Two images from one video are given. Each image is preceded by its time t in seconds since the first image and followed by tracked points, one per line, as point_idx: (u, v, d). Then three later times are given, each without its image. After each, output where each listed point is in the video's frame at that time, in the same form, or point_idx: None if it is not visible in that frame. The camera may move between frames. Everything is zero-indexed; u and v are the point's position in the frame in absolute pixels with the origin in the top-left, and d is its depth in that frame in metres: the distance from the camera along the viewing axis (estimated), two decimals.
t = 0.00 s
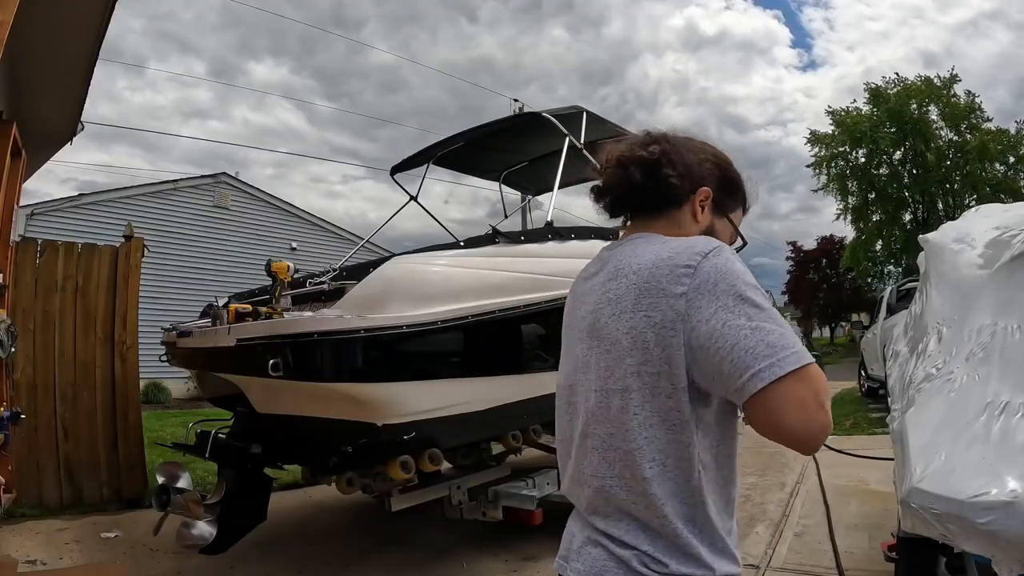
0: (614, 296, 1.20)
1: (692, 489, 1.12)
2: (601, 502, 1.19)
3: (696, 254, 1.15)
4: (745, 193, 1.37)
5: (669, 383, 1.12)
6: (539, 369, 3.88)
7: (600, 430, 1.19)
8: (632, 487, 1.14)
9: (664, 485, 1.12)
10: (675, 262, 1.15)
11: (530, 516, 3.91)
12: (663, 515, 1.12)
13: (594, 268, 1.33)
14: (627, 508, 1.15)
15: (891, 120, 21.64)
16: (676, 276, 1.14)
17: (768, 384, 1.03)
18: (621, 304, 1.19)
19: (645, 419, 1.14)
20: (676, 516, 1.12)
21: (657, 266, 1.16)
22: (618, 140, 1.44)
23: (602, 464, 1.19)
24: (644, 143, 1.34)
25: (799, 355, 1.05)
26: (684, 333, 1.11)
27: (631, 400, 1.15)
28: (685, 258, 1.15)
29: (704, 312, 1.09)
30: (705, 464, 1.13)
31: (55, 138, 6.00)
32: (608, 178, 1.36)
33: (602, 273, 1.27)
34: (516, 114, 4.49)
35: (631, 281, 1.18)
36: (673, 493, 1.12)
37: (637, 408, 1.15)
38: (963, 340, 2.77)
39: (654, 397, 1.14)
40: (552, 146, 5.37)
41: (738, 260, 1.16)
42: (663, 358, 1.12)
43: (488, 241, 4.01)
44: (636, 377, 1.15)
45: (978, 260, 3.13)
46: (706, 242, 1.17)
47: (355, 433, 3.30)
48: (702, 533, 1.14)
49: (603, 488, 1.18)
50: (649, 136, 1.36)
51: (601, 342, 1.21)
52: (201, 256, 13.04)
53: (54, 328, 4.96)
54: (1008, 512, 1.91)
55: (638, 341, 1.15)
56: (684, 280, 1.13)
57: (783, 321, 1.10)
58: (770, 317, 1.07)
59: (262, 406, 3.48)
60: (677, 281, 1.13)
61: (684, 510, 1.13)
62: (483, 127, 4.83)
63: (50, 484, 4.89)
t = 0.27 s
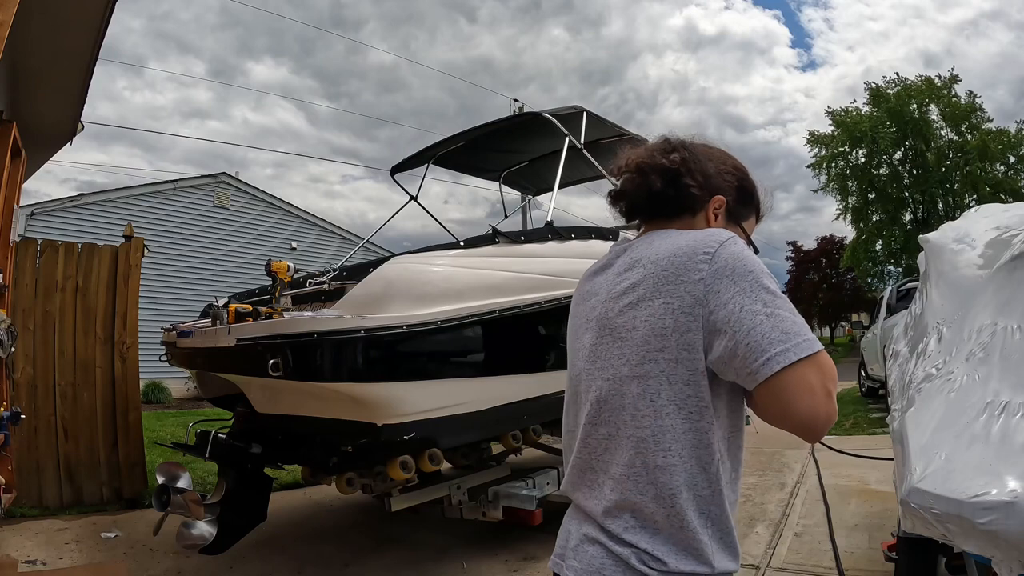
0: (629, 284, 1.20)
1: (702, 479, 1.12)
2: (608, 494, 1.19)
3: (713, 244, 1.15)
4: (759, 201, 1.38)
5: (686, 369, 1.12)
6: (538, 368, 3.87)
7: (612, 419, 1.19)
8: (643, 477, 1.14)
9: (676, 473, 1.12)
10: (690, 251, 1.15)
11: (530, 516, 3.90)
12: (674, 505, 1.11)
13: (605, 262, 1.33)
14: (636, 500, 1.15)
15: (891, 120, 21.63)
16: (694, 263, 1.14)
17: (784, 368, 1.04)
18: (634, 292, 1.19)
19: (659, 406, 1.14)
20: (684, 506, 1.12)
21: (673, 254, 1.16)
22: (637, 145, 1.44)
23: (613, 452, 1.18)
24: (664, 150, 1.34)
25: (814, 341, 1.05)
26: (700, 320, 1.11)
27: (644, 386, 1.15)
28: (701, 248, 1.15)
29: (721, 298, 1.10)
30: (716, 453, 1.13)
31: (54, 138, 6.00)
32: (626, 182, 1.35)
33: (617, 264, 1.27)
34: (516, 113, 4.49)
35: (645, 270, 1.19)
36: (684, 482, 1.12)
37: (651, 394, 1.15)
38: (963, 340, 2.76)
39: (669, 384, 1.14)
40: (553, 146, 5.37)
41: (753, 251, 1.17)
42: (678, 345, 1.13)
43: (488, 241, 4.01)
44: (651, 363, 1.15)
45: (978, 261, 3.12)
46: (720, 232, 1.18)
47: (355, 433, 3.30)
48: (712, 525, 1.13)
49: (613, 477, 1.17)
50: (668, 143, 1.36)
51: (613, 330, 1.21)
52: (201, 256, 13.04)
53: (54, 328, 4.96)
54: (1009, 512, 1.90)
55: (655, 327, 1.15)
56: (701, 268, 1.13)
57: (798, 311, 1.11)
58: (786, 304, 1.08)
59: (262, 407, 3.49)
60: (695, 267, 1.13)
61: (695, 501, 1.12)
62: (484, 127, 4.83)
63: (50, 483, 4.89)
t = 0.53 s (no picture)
0: (627, 287, 1.20)
1: (696, 483, 1.13)
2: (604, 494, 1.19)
3: (712, 254, 1.14)
4: (754, 186, 1.37)
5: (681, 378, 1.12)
6: (538, 368, 3.86)
7: (608, 422, 1.20)
8: (637, 482, 1.15)
9: (669, 479, 1.12)
10: (688, 261, 1.14)
11: (530, 516, 3.90)
12: (668, 509, 1.12)
13: (607, 261, 1.33)
14: (632, 504, 1.15)
15: (892, 120, 21.63)
16: (692, 273, 1.13)
17: (770, 393, 1.04)
18: (631, 298, 1.18)
19: (652, 415, 1.14)
20: (680, 509, 1.12)
21: (672, 262, 1.16)
22: (624, 146, 1.44)
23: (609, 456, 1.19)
24: (650, 148, 1.34)
25: (802, 367, 1.05)
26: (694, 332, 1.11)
27: (638, 394, 1.15)
28: (698, 259, 1.14)
29: (717, 311, 1.09)
30: (711, 458, 1.13)
31: (54, 138, 6.00)
32: (616, 185, 1.35)
33: (618, 266, 1.27)
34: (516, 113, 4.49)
35: (643, 276, 1.18)
36: (678, 487, 1.13)
37: (644, 403, 1.15)
38: (962, 340, 2.76)
39: (665, 391, 1.13)
40: (553, 146, 5.37)
41: (752, 265, 1.15)
42: (672, 355, 1.12)
43: (488, 242, 4.00)
44: (647, 371, 1.14)
45: (978, 261, 3.13)
46: (721, 245, 1.17)
47: (355, 433, 3.30)
48: (705, 530, 1.14)
49: (609, 481, 1.18)
50: (655, 139, 1.36)
51: (610, 334, 1.20)
52: (201, 256, 13.05)
53: (54, 328, 4.96)
54: (1008, 512, 1.90)
55: (651, 335, 1.14)
56: (699, 279, 1.12)
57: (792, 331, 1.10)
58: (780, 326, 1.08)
59: (263, 407, 3.48)
60: (693, 278, 1.13)
61: (690, 505, 1.13)
62: (483, 127, 4.83)
63: (50, 483, 4.89)
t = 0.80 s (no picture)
0: (626, 298, 1.20)
1: (699, 492, 1.13)
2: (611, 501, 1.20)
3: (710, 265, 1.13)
4: (756, 175, 1.36)
5: (680, 391, 1.12)
6: (538, 368, 3.86)
7: (609, 431, 1.21)
8: (638, 492, 1.16)
9: (670, 489, 1.12)
10: (683, 274, 1.14)
11: (530, 516, 3.90)
12: (675, 517, 1.12)
13: (612, 266, 1.33)
14: (637, 512, 1.16)
15: (891, 120, 21.64)
16: (689, 285, 1.12)
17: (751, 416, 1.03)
18: (629, 309, 1.18)
19: (652, 426, 1.14)
20: (686, 519, 1.12)
21: (669, 273, 1.15)
22: (623, 142, 1.44)
23: (611, 466, 1.20)
24: (649, 145, 1.34)
25: (792, 390, 1.02)
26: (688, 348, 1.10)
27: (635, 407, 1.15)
28: (694, 271, 1.13)
29: (711, 327, 1.08)
30: (713, 468, 1.12)
31: (54, 138, 6.00)
32: (615, 183, 1.36)
33: (620, 273, 1.26)
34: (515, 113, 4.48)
35: (641, 288, 1.18)
36: (681, 497, 1.13)
37: (641, 417, 1.15)
38: (962, 340, 2.76)
39: (665, 403, 1.13)
40: (553, 146, 5.37)
41: (750, 276, 1.13)
42: (667, 369, 1.12)
43: (488, 242, 4.00)
44: (645, 383, 1.14)
45: (978, 261, 3.13)
46: (719, 255, 1.15)
47: (355, 433, 3.30)
48: (714, 535, 1.14)
49: (613, 490, 1.19)
50: (653, 136, 1.36)
51: (611, 345, 1.21)
52: (201, 256, 13.05)
53: (54, 328, 4.96)
54: (1008, 512, 1.90)
55: (648, 348, 1.14)
56: (695, 292, 1.12)
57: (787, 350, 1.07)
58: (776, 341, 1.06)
59: (262, 407, 3.48)
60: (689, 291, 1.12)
61: (697, 511, 1.13)
62: (483, 127, 4.83)
63: (50, 483, 4.90)
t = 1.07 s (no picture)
0: (632, 303, 1.20)
1: (709, 499, 1.13)
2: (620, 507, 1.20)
3: (716, 269, 1.13)
4: (768, 173, 1.36)
5: (688, 397, 1.12)
6: (539, 369, 3.85)
7: (619, 436, 1.21)
8: (648, 498, 1.16)
9: (680, 496, 1.12)
10: (691, 277, 1.13)
11: (530, 516, 3.90)
12: (685, 525, 1.12)
13: (618, 269, 1.32)
14: (647, 518, 1.16)
15: (891, 120, 21.63)
16: (696, 290, 1.12)
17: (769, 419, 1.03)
18: (636, 314, 1.18)
19: (661, 432, 1.14)
20: (696, 526, 1.12)
21: (675, 278, 1.15)
22: (636, 136, 1.44)
23: (620, 472, 1.20)
24: (664, 139, 1.34)
25: (809, 391, 1.03)
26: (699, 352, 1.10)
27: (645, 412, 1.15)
28: (701, 275, 1.13)
29: (719, 332, 1.08)
30: (722, 475, 1.13)
31: (54, 138, 5.99)
32: (628, 177, 1.36)
33: (626, 277, 1.26)
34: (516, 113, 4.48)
35: (649, 292, 1.18)
36: (690, 504, 1.13)
37: (651, 422, 1.15)
38: (963, 340, 2.76)
39: (674, 409, 1.13)
40: (553, 146, 5.37)
41: (759, 276, 1.13)
42: (676, 374, 1.12)
43: (488, 242, 4.00)
44: (653, 390, 1.15)
45: (978, 261, 3.13)
46: (726, 255, 1.15)
47: (355, 433, 3.30)
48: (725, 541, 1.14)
49: (622, 496, 1.19)
50: (668, 129, 1.35)
51: (619, 350, 1.21)
52: (201, 256, 13.05)
53: (54, 328, 4.96)
54: (1008, 512, 1.90)
55: (656, 354, 1.14)
56: (702, 297, 1.11)
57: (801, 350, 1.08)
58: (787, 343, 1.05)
59: (263, 407, 3.48)
60: (695, 296, 1.12)
61: (706, 517, 1.13)
62: (484, 127, 4.83)
63: (50, 483, 4.90)
